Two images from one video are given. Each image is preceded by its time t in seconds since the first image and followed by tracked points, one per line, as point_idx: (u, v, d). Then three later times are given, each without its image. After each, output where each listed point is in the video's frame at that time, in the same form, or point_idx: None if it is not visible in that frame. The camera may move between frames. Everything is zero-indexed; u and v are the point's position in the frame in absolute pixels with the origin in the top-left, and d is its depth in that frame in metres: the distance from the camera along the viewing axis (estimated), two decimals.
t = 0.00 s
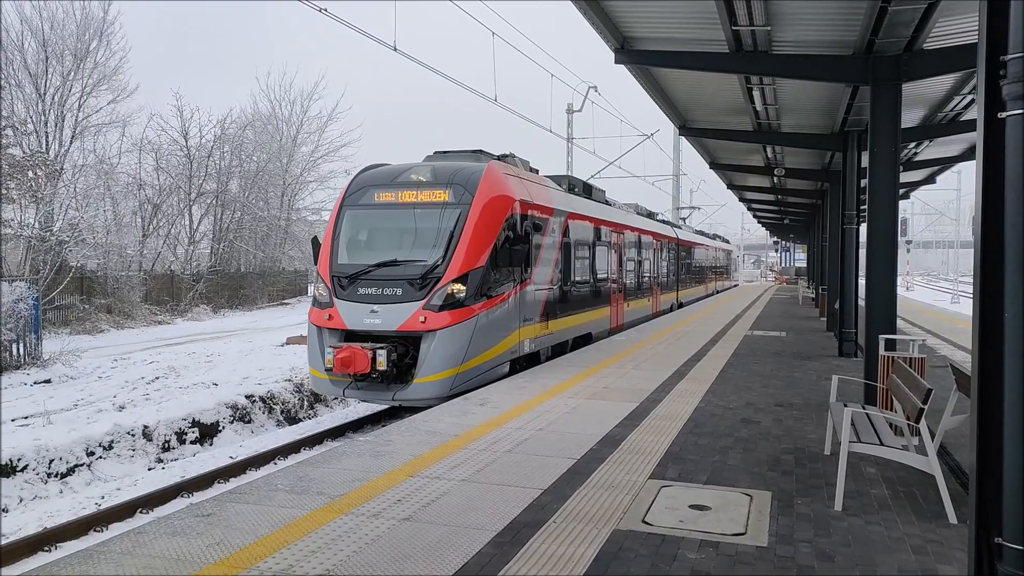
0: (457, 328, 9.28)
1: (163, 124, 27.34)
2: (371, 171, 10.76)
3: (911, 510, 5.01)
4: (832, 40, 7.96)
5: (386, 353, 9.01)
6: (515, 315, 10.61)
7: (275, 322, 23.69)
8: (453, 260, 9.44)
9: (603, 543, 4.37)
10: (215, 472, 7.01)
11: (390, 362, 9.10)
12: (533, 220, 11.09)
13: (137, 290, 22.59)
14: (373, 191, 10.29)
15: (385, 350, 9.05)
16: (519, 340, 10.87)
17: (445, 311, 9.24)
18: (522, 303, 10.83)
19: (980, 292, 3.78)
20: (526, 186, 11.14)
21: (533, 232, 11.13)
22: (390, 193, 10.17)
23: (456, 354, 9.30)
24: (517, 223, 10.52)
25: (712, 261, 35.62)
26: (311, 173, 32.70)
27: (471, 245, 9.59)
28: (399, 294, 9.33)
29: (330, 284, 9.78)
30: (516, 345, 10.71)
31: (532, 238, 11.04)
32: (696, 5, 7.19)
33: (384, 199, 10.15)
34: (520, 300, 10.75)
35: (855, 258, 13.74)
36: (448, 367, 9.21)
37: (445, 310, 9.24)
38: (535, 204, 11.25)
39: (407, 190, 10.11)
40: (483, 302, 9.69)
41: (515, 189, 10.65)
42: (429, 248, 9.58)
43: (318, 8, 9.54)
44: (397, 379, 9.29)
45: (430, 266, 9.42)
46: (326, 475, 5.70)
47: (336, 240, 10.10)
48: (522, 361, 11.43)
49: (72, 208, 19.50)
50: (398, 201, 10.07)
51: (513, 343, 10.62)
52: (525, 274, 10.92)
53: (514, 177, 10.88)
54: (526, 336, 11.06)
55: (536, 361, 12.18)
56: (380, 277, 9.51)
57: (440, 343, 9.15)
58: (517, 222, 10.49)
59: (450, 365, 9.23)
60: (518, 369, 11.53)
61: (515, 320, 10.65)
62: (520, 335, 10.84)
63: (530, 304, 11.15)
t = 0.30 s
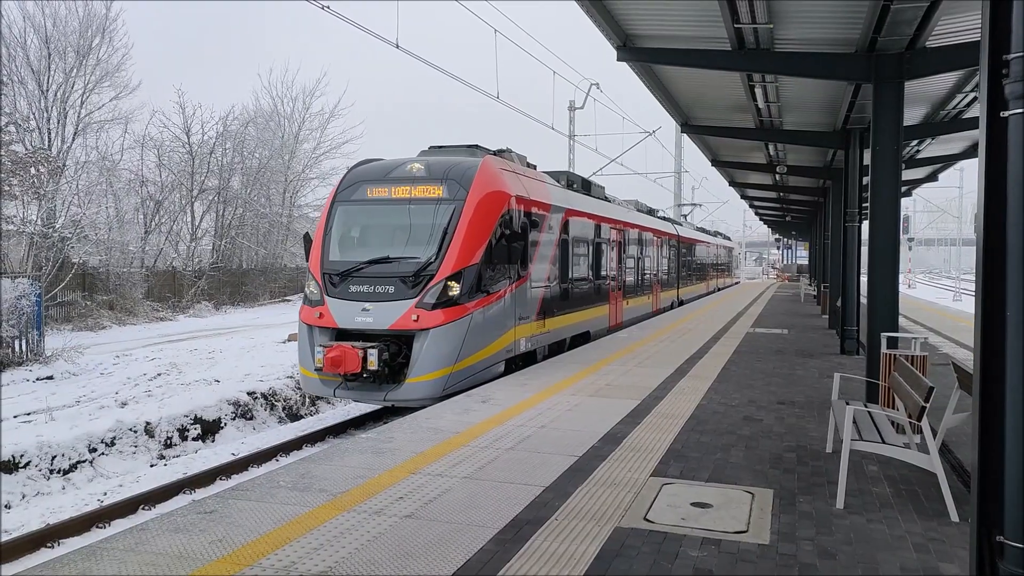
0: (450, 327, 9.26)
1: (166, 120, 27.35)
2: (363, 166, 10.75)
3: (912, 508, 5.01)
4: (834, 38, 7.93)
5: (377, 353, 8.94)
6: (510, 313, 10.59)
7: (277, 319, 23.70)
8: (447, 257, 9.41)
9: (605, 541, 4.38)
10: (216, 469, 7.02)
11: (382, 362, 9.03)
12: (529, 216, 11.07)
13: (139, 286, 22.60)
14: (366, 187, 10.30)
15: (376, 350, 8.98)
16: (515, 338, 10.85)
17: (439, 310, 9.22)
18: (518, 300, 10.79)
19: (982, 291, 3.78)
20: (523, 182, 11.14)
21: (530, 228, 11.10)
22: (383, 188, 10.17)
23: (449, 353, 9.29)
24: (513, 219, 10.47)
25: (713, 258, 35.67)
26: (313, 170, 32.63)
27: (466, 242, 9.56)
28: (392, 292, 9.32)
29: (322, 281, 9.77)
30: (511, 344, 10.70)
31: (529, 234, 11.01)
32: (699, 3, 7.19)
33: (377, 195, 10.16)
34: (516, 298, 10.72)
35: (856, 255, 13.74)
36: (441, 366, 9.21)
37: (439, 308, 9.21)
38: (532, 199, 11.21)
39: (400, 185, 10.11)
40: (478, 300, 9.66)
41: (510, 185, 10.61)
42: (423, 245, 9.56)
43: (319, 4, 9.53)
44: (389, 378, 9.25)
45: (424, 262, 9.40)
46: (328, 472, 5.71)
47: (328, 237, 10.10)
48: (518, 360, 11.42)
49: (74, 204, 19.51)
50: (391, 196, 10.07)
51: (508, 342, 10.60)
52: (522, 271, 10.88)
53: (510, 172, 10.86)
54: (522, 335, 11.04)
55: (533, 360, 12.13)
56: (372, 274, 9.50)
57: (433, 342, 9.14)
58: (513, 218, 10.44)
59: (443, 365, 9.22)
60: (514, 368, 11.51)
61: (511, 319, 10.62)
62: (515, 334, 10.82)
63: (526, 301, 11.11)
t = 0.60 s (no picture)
0: (447, 327, 9.10)
1: (172, 118, 27.44)
2: (360, 161, 10.62)
3: (918, 507, 5.02)
4: (840, 36, 7.93)
5: (370, 354, 8.80)
6: (509, 313, 10.44)
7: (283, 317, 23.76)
8: (443, 255, 9.27)
9: (611, 539, 4.40)
10: (222, 466, 7.07)
11: (377, 363, 8.90)
12: (529, 212, 10.95)
13: (144, 284, 22.65)
14: (361, 183, 10.18)
15: (370, 350, 8.86)
16: (514, 339, 10.70)
17: (435, 310, 9.07)
18: (516, 300, 10.62)
19: (988, 289, 3.78)
20: (522, 178, 11.05)
21: (529, 225, 10.98)
22: (379, 184, 10.05)
23: (445, 354, 9.11)
24: (511, 216, 10.34)
25: (719, 257, 35.66)
26: (319, 168, 32.56)
27: (463, 240, 9.42)
28: (386, 291, 9.19)
29: (316, 279, 9.67)
30: (510, 344, 10.54)
31: (528, 232, 10.88)
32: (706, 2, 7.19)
33: (373, 191, 10.03)
34: (514, 297, 10.58)
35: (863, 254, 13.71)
36: (437, 367, 9.04)
37: (435, 308, 9.06)
38: (531, 196, 11.09)
39: (397, 181, 9.98)
40: (474, 299, 9.51)
41: (509, 182, 10.47)
42: (419, 242, 9.43)
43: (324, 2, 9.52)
44: (384, 380, 9.08)
45: (420, 261, 9.27)
46: (334, 470, 5.74)
47: (322, 234, 9.99)
48: (517, 361, 11.27)
49: (80, 202, 19.58)
50: (387, 192, 9.95)
51: (506, 343, 10.42)
52: (521, 270, 10.75)
53: (509, 169, 10.75)
54: (521, 335, 10.89)
55: (532, 361, 11.93)
56: (366, 272, 9.39)
57: (429, 343, 8.97)
58: (511, 216, 10.30)
59: (439, 366, 9.05)
60: (513, 368, 11.36)
61: (509, 318, 10.47)
62: (514, 334, 10.67)
63: (525, 301, 10.95)
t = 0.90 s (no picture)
0: (440, 329, 8.71)
1: (180, 118, 27.56)
2: (352, 159, 10.23)
3: (925, 508, 4.99)
4: (848, 36, 7.91)
5: (360, 357, 8.39)
6: (505, 315, 10.03)
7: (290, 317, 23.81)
8: (437, 255, 8.87)
9: (616, 539, 4.39)
10: (230, 464, 7.11)
11: (366, 366, 8.51)
12: (527, 211, 10.55)
13: (152, 284, 22.75)
14: (353, 181, 9.78)
15: (360, 354, 8.44)
16: (510, 341, 10.30)
17: (428, 311, 8.66)
18: (513, 302, 10.23)
19: (997, 289, 3.76)
20: (520, 176, 10.66)
21: (528, 224, 10.57)
22: (372, 182, 9.66)
23: (438, 357, 8.73)
24: (508, 215, 9.93)
25: (725, 257, 35.60)
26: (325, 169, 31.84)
27: (458, 239, 9.03)
28: (378, 292, 8.78)
29: (305, 280, 9.26)
30: (507, 347, 10.14)
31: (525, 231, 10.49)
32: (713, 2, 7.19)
33: (366, 189, 9.63)
34: (510, 298, 10.16)
35: (870, 254, 13.65)
36: (430, 371, 8.64)
37: (427, 309, 8.66)
38: (529, 195, 10.68)
39: (390, 179, 9.59)
40: (469, 301, 9.11)
41: (506, 179, 10.09)
42: (412, 241, 9.04)
43: (331, 1, 9.52)
44: (376, 384, 8.72)
45: (413, 261, 8.87)
46: (340, 470, 5.74)
47: (313, 233, 9.59)
48: (514, 365, 10.85)
49: (88, 202, 19.72)
50: (380, 191, 9.56)
51: (502, 346, 10.02)
52: (517, 271, 10.34)
53: (507, 166, 10.35)
54: (518, 338, 10.48)
55: (529, 364, 11.55)
56: (357, 273, 8.99)
57: (421, 346, 8.58)
58: (507, 215, 9.91)
59: (431, 370, 8.66)
60: (510, 372, 10.91)
61: (506, 320, 10.08)
62: (511, 336, 10.28)
63: (522, 303, 10.58)
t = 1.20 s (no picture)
0: (433, 331, 8.30)
1: (190, 118, 27.69)
2: (345, 153, 9.85)
3: (936, 508, 4.96)
4: (860, 34, 7.87)
5: (348, 361, 7.95)
6: (502, 315, 9.63)
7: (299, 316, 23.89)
8: (430, 254, 8.46)
9: (625, 539, 4.38)
10: (240, 463, 7.17)
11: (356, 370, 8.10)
12: (525, 209, 10.16)
13: (163, 283, 22.84)
14: (345, 176, 9.40)
15: (349, 357, 8.03)
16: (509, 343, 9.89)
17: (421, 313, 8.25)
18: (511, 302, 9.84)
19: (1010, 287, 3.72)
20: (519, 172, 10.26)
21: (527, 222, 10.19)
22: (364, 178, 9.27)
23: (431, 360, 8.31)
24: (505, 213, 9.54)
25: (734, 256, 35.49)
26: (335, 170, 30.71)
27: (453, 237, 8.62)
28: (368, 292, 8.40)
29: (294, 280, 8.90)
30: (504, 349, 9.74)
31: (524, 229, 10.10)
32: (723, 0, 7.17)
33: (358, 185, 9.25)
34: (509, 299, 9.76)
35: (881, 253, 13.56)
36: (422, 374, 8.22)
37: (420, 310, 8.25)
38: (528, 192, 10.28)
39: (382, 175, 9.20)
40: (463, 302, 8.70)
41: (504, 175, 9.69)
42: (404, 240, 8.65)
43: (341, 2, 9.53)
44: (368, 387, 8.32)
45: (404, 260, 8.48)
46: (349, 468, 5.76)
47: (303, 231, 9.22)
48: (513, 367, 10.45)
49: (100, 202, 19.85)
50: (372, 187, 9.17)
51: (499, 348, 9.62)
52: (515, 270, 9.95)
53: (505, 162, 9.95)
54: (517, 339, 10.09)
55: (529, 366, 11.18)
56: (347, 273, 8.61)
57: (414, 348, 8.16)
58: (505, 212, 9.51)
59: (424, 374, 8.24)
60: (508, 374, 10.54)
61: (504, 321, 9.68)
62: (509, 337, 9.87)
63: (522, 303, 10.20)
